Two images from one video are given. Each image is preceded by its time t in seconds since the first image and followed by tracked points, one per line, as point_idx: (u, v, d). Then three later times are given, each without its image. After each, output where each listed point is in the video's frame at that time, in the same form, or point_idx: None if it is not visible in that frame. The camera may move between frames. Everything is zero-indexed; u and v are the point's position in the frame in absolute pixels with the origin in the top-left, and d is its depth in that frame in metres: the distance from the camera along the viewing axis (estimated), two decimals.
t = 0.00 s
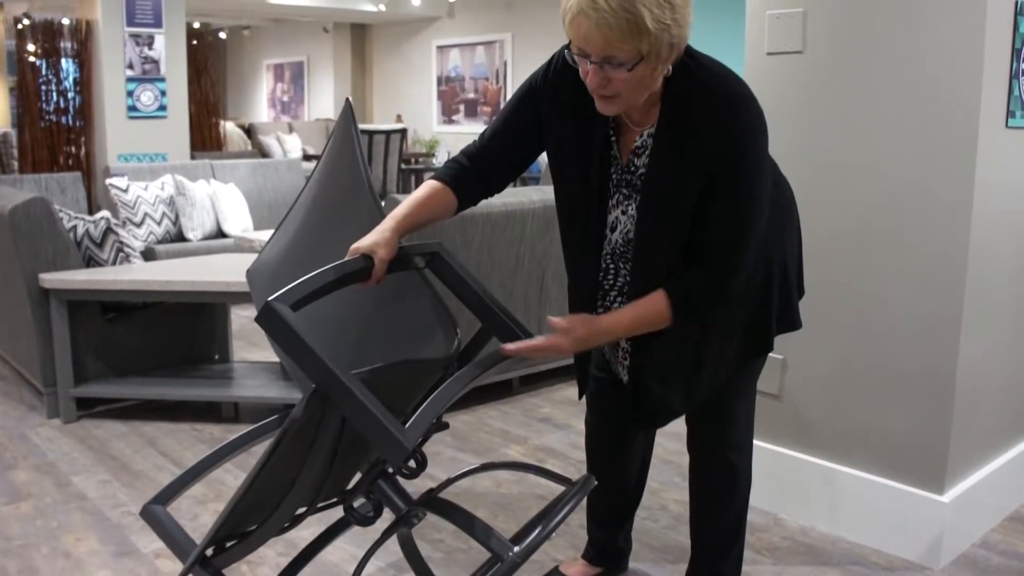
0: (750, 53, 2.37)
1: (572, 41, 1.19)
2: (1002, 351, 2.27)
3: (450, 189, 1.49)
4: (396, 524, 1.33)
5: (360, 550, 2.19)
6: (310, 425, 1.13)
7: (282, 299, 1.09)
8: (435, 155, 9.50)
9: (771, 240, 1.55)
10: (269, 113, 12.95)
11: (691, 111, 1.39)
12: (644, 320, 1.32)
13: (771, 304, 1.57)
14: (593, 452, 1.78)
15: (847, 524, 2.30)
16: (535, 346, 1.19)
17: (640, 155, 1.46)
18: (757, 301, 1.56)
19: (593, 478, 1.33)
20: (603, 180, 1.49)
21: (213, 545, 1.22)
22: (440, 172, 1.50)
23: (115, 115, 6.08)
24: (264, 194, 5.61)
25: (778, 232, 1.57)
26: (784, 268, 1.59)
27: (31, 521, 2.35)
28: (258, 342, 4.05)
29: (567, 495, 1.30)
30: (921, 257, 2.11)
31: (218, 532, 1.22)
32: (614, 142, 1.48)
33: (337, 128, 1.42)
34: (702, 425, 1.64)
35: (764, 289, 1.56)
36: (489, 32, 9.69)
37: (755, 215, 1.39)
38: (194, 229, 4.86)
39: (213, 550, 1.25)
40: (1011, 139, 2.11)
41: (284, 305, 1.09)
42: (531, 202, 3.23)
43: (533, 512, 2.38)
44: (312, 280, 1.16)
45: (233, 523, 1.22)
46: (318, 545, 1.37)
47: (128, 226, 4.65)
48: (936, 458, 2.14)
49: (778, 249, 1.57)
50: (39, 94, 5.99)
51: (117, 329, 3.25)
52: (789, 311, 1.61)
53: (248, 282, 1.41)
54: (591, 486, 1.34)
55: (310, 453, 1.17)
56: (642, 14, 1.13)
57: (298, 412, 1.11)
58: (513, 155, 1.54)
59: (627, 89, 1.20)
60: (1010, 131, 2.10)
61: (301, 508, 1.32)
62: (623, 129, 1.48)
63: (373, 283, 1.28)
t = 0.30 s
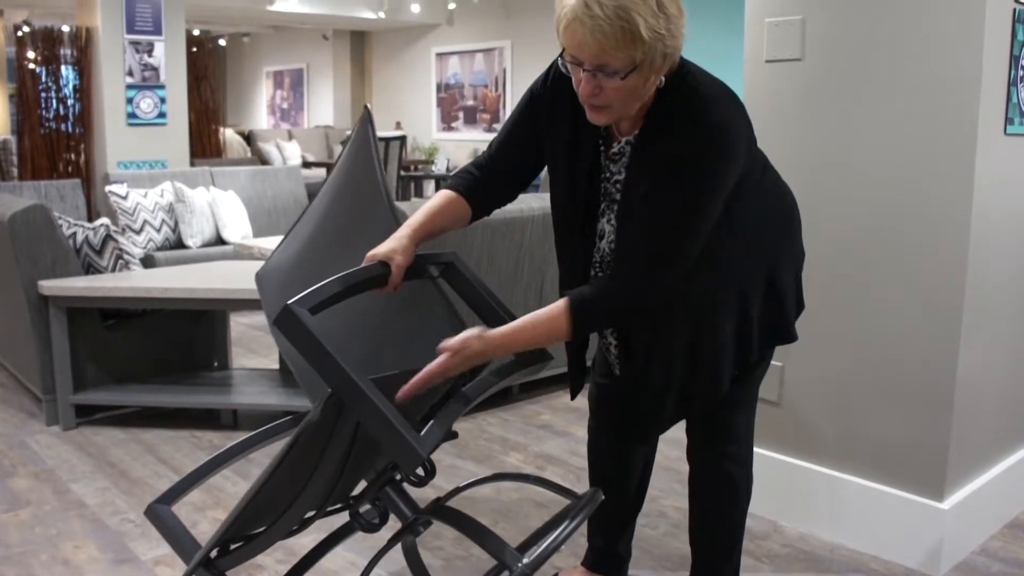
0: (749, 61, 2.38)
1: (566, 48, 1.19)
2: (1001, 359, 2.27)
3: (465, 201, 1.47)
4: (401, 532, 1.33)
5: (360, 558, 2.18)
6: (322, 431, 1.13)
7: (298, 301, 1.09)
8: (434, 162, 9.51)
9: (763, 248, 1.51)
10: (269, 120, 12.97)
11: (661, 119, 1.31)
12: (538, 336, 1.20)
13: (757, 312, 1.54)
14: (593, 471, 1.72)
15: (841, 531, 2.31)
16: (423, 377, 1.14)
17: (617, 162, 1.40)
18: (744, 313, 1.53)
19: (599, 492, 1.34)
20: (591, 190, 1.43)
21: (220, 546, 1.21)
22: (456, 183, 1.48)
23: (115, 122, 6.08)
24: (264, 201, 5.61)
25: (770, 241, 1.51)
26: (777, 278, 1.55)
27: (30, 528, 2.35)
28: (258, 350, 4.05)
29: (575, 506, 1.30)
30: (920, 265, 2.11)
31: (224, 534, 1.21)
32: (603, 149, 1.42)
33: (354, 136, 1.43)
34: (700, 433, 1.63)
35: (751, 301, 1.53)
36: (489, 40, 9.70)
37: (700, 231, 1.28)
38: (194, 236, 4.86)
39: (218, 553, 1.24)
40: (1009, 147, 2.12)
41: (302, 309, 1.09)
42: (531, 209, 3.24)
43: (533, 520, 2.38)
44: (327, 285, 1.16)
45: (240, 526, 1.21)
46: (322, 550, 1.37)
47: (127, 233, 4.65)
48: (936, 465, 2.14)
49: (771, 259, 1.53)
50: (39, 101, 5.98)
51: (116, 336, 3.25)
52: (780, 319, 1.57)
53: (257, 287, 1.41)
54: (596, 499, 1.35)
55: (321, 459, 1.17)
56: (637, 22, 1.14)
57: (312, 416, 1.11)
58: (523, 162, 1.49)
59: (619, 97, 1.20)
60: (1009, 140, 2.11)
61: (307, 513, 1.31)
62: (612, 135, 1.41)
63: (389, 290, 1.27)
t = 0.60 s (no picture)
0: (748, 69, 2.38)
1: (559, 64, 1.19)
2: (1001, 367, 2.27)
3: (466, 210, 1.47)
4: (401, 540, 1.32)
5: (360, 566, 2.18)
6: (319, 440, 1.13)
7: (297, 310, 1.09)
8: (434, 170, 9.53)
9: (762, 256, 1.50)
10: (269, 129, 12.99)
11: (657, 127, 1.31)
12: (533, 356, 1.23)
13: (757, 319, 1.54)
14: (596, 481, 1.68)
15: (839, 538, 2.32)
16: (425, 399, 1.20)
17: (612, 173, 1.40)
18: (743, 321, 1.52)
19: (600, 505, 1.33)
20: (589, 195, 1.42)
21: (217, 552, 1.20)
22: (456, 192, 1.49)
23: (115, 130, 6.08)
24: (263, 209, 5.62)
25: (769, 248, 1.51)
26: (777, 285, 1.54)
27: (29, 537, 2.35)
28: (258, 358, 4.05)
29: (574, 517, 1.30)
30: (919, 274, 2.11)
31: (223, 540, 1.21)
32: (600, 156, 1.41)
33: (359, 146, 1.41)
34: (701, 439, 1.63)
35: (750, 309, 1.52)
36: (489, 48, 9.72)
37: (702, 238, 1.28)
38: (194, 244, 4.86)
39: (215, 558, 1.24)
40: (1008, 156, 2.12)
41: (301, 318, 1.09)
42: (531, 217, 3.25)
43: (533, 528, 2.37)
44: (326, 294, 1.15)
45: (238, 532, 1.20)
46: (323, 559, 1.37)
47: (127, 241, 4.65)
48: (936, 475, 2.14)
49: (770, 267, 1.52)
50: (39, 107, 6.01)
51: (116, 344, 3.25)
52: (780, 327, 1.57)
53: (263, 293, 1.40)
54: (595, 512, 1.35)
55: (319, 469, 1.17)
56: (629, 37, 1.14)
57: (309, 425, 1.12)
58: (523, 168, 1.49)
59: (614, 111, 1.21)
60: (1008, 149, 2.11)
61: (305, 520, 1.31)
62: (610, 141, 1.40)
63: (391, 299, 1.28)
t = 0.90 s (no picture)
0: (747, 77, 2.39)
1: (562, 74, 1.20)
2: (1001, 374, 2.27)
3: (468, 219, 1.47)
4: (402, 551, 1.31)
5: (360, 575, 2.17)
6: (321, 451, 1.13)
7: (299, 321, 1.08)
8: (433, 178, 9.54)
9: (767, 267, 1.51)
10: (269, 137, 13.02)
11: (670, 143, 1.31)
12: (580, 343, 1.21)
13: (767, 331, 1.54)
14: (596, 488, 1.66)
15: (839, 546, 2.31)
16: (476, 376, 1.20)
17: (620, 184, 1.40)
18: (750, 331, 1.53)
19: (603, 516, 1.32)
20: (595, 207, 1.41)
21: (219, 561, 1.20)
22: (458, 202, 1.49)
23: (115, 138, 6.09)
24: (263, 218, 5.62)
25: (773, 258, 1.52)
26: (781, 295, 1.55)
27: (27, 546, 2.34)
28: (258, 367, 4.05)
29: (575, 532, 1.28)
30: (920, 283, 2.11)
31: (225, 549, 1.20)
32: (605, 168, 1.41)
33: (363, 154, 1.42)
34: (701, 448, 1.60)
35: (757, 318, 1.53)
36: (488, 57, 9.75)
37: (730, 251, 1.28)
38: (193, 252, 4.86)
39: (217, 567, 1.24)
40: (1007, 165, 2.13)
41: (304, 327, 1.09)
42: (529, 227, 3.26)
43: (533, 536, 2.37)
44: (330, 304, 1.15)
45: (240, 541, 1.20)
46: (323, 567, 1.36)
47: (127, 249, 4.65)
48: (936, 483, 2.14)
49: (775, 277, 1.53)
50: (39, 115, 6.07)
51: (116, 352, 3.24)
52: (785, 339, 1.57)
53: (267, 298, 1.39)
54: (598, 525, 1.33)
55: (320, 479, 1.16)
56: (631, 45, 1.14)
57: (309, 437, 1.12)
58: (525, 178, 1.49)
59: (619, 119, 1.21)
60: (1007, 157, 2.12)
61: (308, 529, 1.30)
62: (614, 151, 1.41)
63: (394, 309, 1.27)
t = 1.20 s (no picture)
0: (745, 84, 2.39)
1: (578, 46, 1.19)
2: (999, 381, 2.28)
3: (467, 224, 1.45)
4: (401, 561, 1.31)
5: None
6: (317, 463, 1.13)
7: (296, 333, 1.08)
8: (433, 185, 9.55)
9: (767, 270, 1.52)
10: (269, 144, 13.03)
11: (679, 140, 1.32)
12: (589, 338, 1.24)
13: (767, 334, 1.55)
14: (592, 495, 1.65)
15: (838, 553, 2.31)
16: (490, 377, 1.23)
17: (627, 178, 1.39)
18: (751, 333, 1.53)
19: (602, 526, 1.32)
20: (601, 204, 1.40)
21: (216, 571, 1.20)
22: (459, 209, 1.46)
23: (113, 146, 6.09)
24: (262, 225, 5.63)
25: (773, 260, 1.52)
26: (781, 299, 1.55)
27: (24, 554, 2.34)
28: (257, 374, 4.05)
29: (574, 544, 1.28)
30: (918, 290, 2.11)
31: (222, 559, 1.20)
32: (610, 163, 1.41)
33: (359, 164, 1.40)
34: (701, 456, 1.60)
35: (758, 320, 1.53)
36: (487, 65, 9.77)
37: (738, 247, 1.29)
38: (191, 260, 4.86)
39: None
40: (1005, 171, 2.13)
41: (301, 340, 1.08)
42: (529, 233, 3.26)
43: (531, 544, 2.37)
44: (326, 316, 1.14)
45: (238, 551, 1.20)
46: None
47: (126, 257, 4.66)
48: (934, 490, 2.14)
49: (775, 279, 1.54)
50: (38, 124, 6.01)
51: (114, 360, 3.24)
52: (784, 344, 1.58)
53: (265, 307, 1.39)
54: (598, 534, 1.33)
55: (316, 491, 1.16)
56: (650, 14, 1.15)
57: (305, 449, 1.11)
58: (526, 181, 1.48)
59: (636, 93, 1.20)
60: (1004, 164, 2.12)
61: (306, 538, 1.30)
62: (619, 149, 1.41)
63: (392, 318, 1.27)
